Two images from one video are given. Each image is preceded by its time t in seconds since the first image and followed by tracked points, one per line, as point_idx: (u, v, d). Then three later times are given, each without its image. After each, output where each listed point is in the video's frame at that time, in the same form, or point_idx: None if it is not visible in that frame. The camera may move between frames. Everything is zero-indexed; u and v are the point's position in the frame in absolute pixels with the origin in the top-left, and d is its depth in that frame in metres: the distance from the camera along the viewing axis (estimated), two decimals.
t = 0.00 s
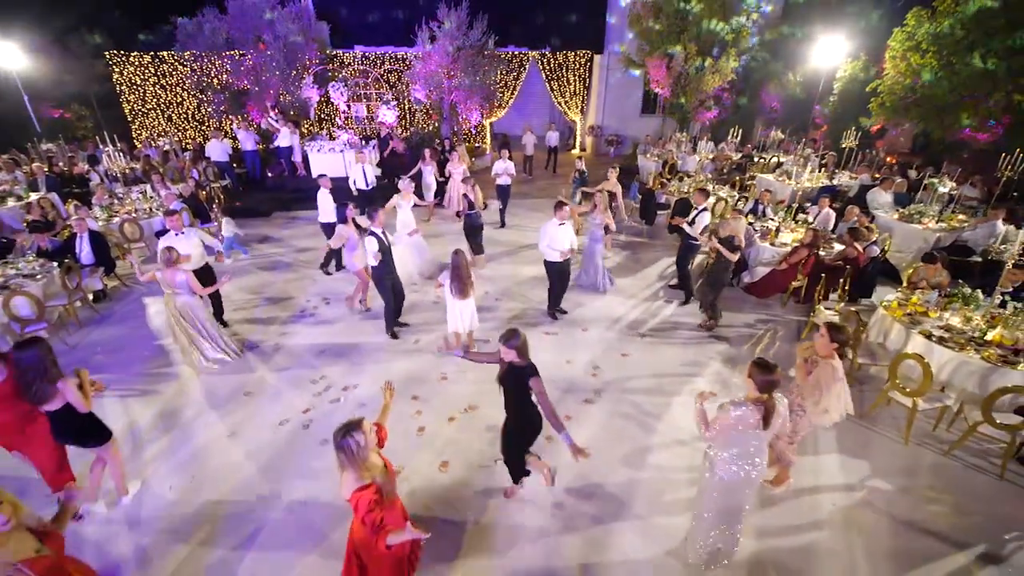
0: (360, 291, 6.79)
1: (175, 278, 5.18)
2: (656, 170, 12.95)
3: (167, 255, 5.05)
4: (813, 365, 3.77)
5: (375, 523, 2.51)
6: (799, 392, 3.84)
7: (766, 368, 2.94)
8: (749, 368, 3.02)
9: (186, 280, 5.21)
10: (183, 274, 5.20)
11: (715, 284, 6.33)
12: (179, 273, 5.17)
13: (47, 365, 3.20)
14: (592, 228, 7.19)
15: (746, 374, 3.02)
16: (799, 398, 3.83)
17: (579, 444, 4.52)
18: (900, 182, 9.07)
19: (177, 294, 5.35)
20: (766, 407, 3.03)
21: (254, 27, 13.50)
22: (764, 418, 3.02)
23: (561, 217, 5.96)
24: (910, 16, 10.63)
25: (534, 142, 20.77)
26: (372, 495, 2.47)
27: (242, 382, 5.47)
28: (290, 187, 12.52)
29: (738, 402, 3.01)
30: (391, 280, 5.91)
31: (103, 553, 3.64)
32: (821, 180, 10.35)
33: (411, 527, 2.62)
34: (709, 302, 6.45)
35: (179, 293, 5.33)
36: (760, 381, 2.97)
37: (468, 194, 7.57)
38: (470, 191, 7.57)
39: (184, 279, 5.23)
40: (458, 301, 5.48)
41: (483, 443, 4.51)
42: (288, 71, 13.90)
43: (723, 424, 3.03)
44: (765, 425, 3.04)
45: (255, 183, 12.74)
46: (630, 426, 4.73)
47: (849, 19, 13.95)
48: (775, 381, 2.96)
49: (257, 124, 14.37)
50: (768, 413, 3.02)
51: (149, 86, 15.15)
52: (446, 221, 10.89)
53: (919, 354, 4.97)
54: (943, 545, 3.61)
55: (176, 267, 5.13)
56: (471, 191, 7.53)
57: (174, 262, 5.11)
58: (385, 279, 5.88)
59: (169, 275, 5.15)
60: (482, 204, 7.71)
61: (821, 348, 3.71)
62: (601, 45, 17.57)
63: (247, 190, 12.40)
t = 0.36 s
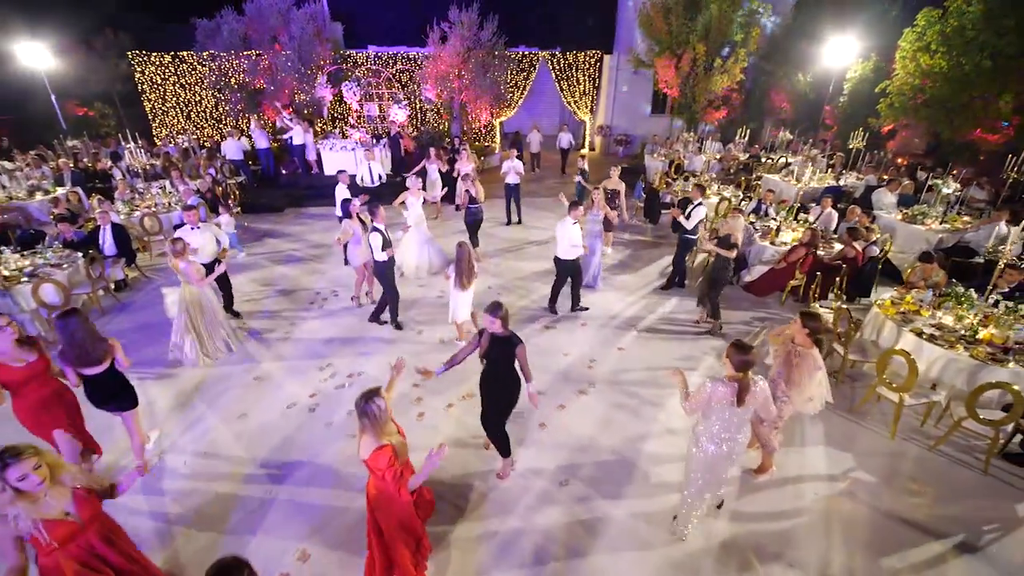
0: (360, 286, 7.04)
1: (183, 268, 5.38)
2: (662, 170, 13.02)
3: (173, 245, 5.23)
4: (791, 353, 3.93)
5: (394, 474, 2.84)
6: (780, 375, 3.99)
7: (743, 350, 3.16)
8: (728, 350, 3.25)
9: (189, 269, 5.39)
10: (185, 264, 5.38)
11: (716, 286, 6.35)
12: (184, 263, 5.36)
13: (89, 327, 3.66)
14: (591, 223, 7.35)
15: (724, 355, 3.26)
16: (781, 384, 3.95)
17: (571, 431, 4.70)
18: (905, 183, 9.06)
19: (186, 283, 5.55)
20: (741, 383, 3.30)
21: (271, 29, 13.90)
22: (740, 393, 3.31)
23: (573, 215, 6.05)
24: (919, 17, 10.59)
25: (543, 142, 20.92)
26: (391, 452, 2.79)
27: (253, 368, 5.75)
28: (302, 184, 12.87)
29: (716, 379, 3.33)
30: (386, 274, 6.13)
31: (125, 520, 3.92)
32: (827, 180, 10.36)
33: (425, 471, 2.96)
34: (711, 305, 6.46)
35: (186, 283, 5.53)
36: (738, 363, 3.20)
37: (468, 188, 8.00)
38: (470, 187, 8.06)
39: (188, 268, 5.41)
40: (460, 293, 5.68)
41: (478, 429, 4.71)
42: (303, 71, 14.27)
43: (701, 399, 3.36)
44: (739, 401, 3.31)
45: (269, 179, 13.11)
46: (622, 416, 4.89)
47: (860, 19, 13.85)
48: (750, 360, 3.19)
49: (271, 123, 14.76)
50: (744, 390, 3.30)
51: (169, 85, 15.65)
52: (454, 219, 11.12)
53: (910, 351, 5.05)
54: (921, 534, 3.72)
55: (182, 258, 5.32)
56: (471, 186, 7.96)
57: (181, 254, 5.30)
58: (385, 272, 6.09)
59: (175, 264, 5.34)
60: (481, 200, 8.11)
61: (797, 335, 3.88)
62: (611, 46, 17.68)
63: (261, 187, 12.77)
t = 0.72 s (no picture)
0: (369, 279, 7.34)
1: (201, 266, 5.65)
2: (669, 170, 13.11)
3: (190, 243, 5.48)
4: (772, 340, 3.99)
5: (405, 445, 3.17)
6: (770, 364, 3.96)
7: (738, 335, 3.44)
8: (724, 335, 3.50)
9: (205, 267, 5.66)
10: (202, 261, 5.63)
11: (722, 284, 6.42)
12: (201, 260, 5.62)
13: (121, 304, 4.05)
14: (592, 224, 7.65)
15: (721, 341, 3.52)
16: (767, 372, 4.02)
17: (566, 419, 4.88)
18: (911, 185, 9.06)
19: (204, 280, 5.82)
20: (738, 368, 3.56)
21: (286, 30, 14.27)
22: (739, 375, 3.55)
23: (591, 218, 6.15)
24: (930, 18, 10.54)
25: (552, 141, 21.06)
26: (406, 426, 3.07)
27: (265, 357, 6.04)
28: (315, 182, 13.22)
29: (719, 367, 3.51)
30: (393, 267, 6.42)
31: (148, 490, 4.26)
32: (833, 182, 10.38)
33: (432, 450, 3.24)
34: (714, 305, 6.50)
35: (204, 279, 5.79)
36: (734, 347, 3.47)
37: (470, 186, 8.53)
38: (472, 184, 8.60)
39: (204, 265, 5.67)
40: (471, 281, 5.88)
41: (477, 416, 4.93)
42: (317, 71, 14.61)
43: (713, 392, 3.51)
44: (740, 380, 3.57)
45: (283, 177, 13.47)
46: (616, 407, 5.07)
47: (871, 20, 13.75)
48: (745, 346, 3.47)
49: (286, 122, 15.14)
50: (741, 372, 3.55)
51: (188, 84, 16.12)
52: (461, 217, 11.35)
53: (901, 349, 5.14)
54: (901, 523, 3.84)
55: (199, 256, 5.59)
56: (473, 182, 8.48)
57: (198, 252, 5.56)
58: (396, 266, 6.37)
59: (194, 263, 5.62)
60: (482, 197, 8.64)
61: (777, 324, 3.96)
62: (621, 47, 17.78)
63: (276, 184, 13.14)
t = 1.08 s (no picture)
0: (378, 273, 7.59)
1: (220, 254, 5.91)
2: (677, 171, 13.17)
3: (214, 233, 5.77)
4: (760, 332, 4.15)
5: (430, 420, 3.43)
6: (760, 355, 4.18)
7: (729, 324, 3.45)
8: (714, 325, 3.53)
9: (228, 255, 5.93)
10: (224, 250, 5.91)
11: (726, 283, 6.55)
12: (223, 249, 5.89)
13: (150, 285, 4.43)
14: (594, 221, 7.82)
15: (712, 331, 3.54)
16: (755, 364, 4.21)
17: (564, 409, 5.07)
18: (920, 187, 9.04)
19: (223, 269, 6.08)
20: (731, 354, 3.66)
21: (303, 31, 14.62)
22: (734, 364, 3.63)
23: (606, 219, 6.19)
24: (943, 20, 10.46)
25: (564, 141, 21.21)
26: (428, 403, 3.33)
27: (280, 345, 6.35)
28: (330, 179, 13.58)
29: (716, 358, 3.60)
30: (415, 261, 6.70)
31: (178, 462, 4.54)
32: (842, 184, 10.37)
33: (453, 421, 3.53)
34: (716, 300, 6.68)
35: (224, 268, 6.06)
36: (725, 335, 3.48)
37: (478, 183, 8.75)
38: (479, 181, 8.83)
39: (226, 254, 5.95)
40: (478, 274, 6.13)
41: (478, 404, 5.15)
42: (333, 71, 14.93)
43: (713, 380, 3.63)
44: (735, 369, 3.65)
45: (299, 174, 13.85)
46: (612, 397, 5.25)
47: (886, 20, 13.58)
48: (737, 333, 3.47)
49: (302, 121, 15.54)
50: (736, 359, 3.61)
51: (209, 83, 16.60)
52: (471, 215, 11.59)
53: (895, 348, 5.22)
54: (884, 514, 3.96)
55: (220, 245, 5.87)
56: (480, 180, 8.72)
57: (218, 242, 5.85)
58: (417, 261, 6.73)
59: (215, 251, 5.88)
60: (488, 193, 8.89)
61: (767, 316, 4.08)
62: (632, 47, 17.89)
63: (292, 181, 13.54)
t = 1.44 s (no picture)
0: (387, 270, 7.85)
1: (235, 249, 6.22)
2: (687, 171, 13.22)
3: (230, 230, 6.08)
4: (751, 328, 4.30)
5: (453, 408, 3.61)
6: (752, 350, 4.32)
7: (721, 320, 3.63)
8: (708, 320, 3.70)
9: (243, 250, 6.23)
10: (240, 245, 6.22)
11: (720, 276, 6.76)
12: (239, 245, 6.19)
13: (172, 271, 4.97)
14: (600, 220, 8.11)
15: (706, 327, 3.70)
16: (748, 360, 4.34)
17: (564, 399, 5.25)
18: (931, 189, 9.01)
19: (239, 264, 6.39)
20: (724, 349, 3.78)
21: (321, 33, 15.01)
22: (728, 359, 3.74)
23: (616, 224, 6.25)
24: (957, 22, 10.37)
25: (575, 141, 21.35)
26: (451, 390, 3.53)
27: (295, 335, 6.64)
28: (345, 177, 13.94)
29: (712, 354, 3.72)
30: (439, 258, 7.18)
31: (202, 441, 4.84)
32: (851, 185, 10.35)
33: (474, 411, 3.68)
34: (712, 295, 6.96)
35: (241, 263, 6.36)
36: (718, 331, 3.65)
37: (487, 181, 8.98)
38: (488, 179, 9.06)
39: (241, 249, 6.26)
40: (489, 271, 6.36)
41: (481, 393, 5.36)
42: (349, 71, 15.27)
43: (709, 370, 3.71)
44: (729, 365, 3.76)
45: (315, 172, 14.24)
46: (611, 389, 5.43)
47: (904, 20, 13.40)
48: (729, 329, 3.64)
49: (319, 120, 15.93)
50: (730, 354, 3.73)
51: (230, 83, 17.11)
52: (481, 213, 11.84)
53: (893, 347, 5.29)
54: (872, 507, 4.06)
55: (236, 241, 6.19)
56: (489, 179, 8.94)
57: (235, 238, 6.16)
58: (437, 256, 7.16)
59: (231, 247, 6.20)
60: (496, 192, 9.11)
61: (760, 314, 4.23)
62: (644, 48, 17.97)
63: (308, 179, 13.93)
